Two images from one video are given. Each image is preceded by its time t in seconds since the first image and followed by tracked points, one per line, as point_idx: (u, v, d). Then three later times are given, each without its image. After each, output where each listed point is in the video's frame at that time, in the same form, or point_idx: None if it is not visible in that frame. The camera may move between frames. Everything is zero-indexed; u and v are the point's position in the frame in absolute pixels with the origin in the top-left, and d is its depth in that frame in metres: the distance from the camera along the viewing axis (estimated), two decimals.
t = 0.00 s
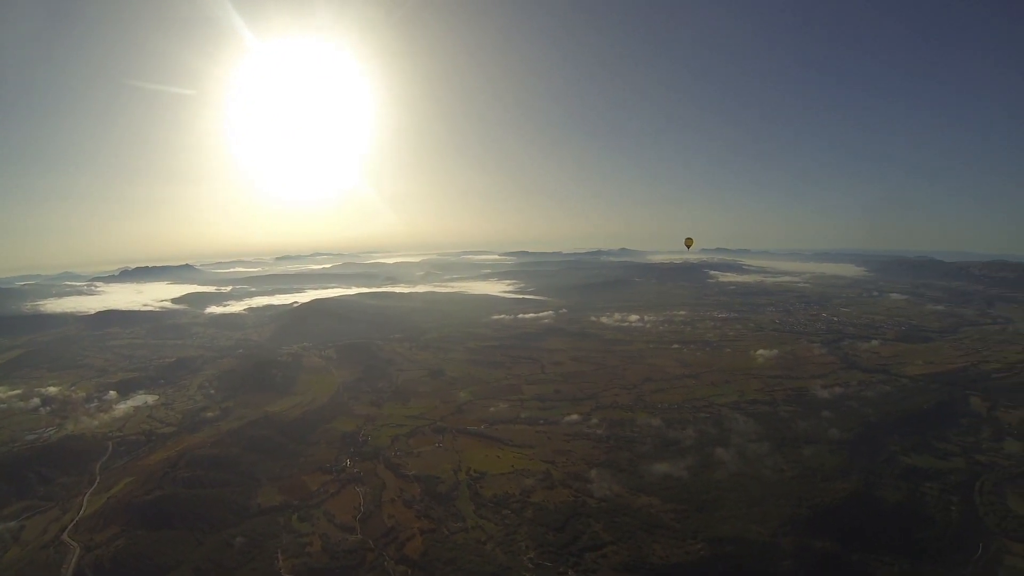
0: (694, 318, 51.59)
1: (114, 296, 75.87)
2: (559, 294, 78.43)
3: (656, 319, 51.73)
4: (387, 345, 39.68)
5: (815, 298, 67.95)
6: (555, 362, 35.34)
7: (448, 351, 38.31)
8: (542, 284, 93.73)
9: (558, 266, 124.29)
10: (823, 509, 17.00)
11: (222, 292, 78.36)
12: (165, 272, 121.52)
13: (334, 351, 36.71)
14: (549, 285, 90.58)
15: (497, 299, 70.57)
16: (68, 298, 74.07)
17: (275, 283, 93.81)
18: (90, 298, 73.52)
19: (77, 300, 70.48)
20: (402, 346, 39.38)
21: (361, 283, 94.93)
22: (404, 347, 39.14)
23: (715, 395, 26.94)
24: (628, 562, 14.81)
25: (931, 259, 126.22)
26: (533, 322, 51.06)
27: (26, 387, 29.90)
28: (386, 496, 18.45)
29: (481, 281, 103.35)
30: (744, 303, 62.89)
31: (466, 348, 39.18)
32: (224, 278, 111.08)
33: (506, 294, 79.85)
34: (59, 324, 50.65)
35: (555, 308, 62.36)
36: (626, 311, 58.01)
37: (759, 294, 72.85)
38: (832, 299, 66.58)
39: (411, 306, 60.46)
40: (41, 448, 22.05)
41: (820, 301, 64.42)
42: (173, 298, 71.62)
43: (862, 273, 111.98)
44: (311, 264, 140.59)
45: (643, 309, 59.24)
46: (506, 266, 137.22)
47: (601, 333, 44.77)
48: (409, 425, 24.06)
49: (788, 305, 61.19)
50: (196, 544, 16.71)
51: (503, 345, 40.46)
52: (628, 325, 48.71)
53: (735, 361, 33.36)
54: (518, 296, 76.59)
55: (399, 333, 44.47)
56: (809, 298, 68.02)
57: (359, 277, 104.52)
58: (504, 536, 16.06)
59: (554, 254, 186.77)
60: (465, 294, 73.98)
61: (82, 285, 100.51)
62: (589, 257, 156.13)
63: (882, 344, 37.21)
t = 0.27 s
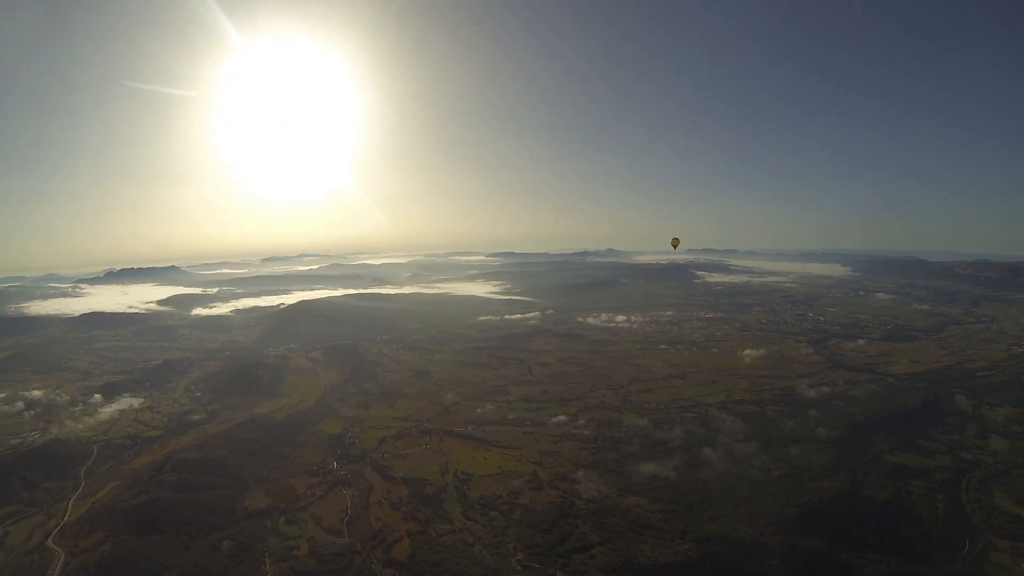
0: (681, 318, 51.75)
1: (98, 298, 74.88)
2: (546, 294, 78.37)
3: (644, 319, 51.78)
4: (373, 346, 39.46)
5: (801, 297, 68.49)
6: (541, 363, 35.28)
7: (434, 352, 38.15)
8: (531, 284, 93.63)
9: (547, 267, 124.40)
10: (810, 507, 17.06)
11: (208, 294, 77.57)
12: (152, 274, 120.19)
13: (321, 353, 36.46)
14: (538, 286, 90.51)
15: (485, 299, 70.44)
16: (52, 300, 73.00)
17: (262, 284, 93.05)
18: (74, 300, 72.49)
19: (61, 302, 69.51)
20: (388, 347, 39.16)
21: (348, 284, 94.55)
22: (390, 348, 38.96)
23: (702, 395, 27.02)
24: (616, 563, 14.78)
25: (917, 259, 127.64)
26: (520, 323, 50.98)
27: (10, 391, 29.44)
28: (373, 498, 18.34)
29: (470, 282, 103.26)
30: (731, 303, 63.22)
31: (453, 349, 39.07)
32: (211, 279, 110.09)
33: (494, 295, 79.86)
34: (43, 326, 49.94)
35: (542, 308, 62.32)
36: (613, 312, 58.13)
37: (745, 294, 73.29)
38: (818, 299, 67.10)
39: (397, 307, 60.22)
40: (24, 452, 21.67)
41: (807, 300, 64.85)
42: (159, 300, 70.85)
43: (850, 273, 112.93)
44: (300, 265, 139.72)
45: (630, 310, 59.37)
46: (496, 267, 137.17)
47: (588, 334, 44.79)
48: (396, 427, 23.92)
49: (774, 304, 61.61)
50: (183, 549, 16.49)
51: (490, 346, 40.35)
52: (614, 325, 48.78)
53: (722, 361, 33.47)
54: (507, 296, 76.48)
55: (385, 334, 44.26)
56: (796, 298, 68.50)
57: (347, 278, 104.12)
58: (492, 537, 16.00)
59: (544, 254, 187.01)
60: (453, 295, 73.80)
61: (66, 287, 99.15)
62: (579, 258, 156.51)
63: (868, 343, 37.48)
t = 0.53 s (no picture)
0: (668, 318, 51.88)
1: (81, 301, 73.84)
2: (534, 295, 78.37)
3: (631, 319, 51.87)
4: (360, 347, 39.23)
5: (788, 297, 68.97)
6: (528, 364, 35.25)
7: (421, 353, 38.02)
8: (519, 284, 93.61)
9: (536, 267, 124.46)
10: (799, 506, 17.11)
11: (195, 296, 76.81)
12: (139, 275, 118.91)
13: (308, 355, 36.21)
14: (526, 286, 90.48)
15: (473, 300, 70.36)
16: (34, 303, 71.90)
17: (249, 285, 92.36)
18: (57, 303, 71.46)
19: (43, 305, 68.49)
20: (375, 349, 38.99)
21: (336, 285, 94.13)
22: (377, 350, 38.77)
23: (690, 394, 27.08)
24: (605, 563, 14.76)
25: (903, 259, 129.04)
26: (507, 323, 50.94)
27: None
28: (361, 500, 18.24)
29: (458, 282, 103.09)
30: (718, 303, 63.51)
31: (440, 350, 38.95)
32: (198, 281, 109.18)
33: (483, 295, 79.81)
34: (27, 329, 49.24)
35: (530, 309, 62.34)
36: (600, 312, 58.22)
37: (732, 294, 73.70)
38: (804, 298, 67.57)
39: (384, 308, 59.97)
40: (7, 458, 21.33)
41: (794, 300, 65.28)
42: (144, 302, 70.06)
43: (837, 272, 113.90)
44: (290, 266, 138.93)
45: (618, 310, 59.48)
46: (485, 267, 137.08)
47: (575, 334, 44.79)
48: (384, 428, 23.80)
49: (761, 304, 61.97)
50: (170, 553, 16.30)
51: (477, 347, 40.27)
52: (602, 326, 48.82)
53: (709, 361, 33.57)
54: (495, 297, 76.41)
55: (372, 336, 44.04)
56: (783, 297, 68.94)
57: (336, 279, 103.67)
58: (481, 539, 15.95)
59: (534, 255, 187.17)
60: (442, 296, 73.67)
61: (50, 289, 97.70)
62: (568, 258, 156.81)
63: (854, 342, 37.77)
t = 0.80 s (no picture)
0: (651, 318, 52.05)
1: (59, 303, 72.44)
2: (518, 295, 78.36)
3: (613, 319, 52.03)
4: (342, 349, 38.95)
5: (770, 296, 69.62)
6: (511, 364, 35.21)
7: (404, 355, 37.83)
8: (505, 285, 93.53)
9: (521, 267, 124.47)
10: (782, 504, 17.20)
11: (176, 298, 75.72)
12: (121, 278, 117.08)
13: (291, 356, 35.87)
14: (511, 286, 90.42)
15: (458, 301, 70.25)
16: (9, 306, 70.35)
17: (233, 286, 91.35)
18: (32, 306, 70.00)
19: (19, 308, 67.10)
20: (358, 350, 38.76)
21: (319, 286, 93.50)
22: (360, 351, 38.51)
23: (673, 394, 27.16)
24: (589, 564, 14.72)
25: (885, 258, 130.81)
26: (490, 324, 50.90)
27: None
28: (344, 503, 18.09)
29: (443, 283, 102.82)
30: (700, 303, 63.90)
31: (423, 351, 38.78)
32: (181, 282, 107.85)
33: (467, 296, 79.69)
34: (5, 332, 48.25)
35: (514, 309, 62.31)
36: (583, 312, 58.32)
37: (713, 294, 74.25)
38: (786, 297, 68.24)
39: (367, 310, 59.65)
40: None
41: (777, 299, 65.85)
42: (124, 304, 68.95)
43: (820, 271, 115.23)
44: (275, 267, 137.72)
45: (600, 310, 59.63)
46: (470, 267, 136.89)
47: (557, 335, 44.80)
48: (366, 430, 23.64)
49: (743, 304, 62.46)
50: (152, 560, 16.02)
51: (459, 348, 40.16)
52: (585, 326, 48.89)
53: (692, 361, 33.71)
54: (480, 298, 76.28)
55: (355, 337, 43.74)
56: (765, 297, 69.55)
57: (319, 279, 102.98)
58: (465, 541, 15.86)
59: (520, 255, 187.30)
60: (426, 297, 73.45)
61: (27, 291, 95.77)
62: (554, 258, 157.11)
63: (836, 340, 38.14)
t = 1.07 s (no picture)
0: (635, 318, 52.16)
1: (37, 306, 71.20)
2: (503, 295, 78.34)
3: (597, 319, 52.18)
4: (326, 350, 38.70)
5: (754, 295, 70.08)
6: (495, 364, 35.21)
7: (389, 355, 37.68)
8: (492, 284, 93.45)
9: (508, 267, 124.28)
10: (769, 502, 17.27)
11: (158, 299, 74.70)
12: (104, 279, 115.29)
13: (275, 358, 35.56)
14: (498, 286, 90.36)
15: (444, 302, 70.17)
16: None
17: (217, 287, 90.42)
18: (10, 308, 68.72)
19: None
20: (342, 351, 38.57)
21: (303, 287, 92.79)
22: (344, 352, 38.28)
23: (658, 393, 27.24)
24: (575, 565, 14.69)
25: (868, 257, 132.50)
26: (475, 324, 50.88)
27: None
28: (329, 506, 17.96)
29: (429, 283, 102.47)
30: (684, 302, 64.17)
31: (406, 352, 38.61)
32: (165, 283, 106.53)
33: (451, 296, 79.51)
34: None
35: (500, 309, 62.30)
36: (566, 312, 58.35)
37: (696, 293, 74.60)
38: (769, 296, 68.75)
39: (350, 310, 59.28)
40: None
41: (761, 298, 66.38)
42: (106, 306, 67.96)
43: (805, 269, 116.24)
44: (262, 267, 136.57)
45: (583, 310, 59.68)
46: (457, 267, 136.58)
47: (541, 335, 44.79)
48: (351, 432, 23.49)
49: (726, 303, 62.85)
50: (135, 565, 15.75)
51: (444, 348, 40.08)
52: (569, 326, 48.92)
53: (676, 360, 33.81)
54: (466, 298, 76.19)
55: (339, 338, 43.47)
56: (748, 296, 70.02)
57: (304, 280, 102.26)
58: (451, 543, 15.79)
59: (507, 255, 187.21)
60: (413, 297, 73.23)
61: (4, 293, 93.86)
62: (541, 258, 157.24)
63: (819, 338, 38.50)
